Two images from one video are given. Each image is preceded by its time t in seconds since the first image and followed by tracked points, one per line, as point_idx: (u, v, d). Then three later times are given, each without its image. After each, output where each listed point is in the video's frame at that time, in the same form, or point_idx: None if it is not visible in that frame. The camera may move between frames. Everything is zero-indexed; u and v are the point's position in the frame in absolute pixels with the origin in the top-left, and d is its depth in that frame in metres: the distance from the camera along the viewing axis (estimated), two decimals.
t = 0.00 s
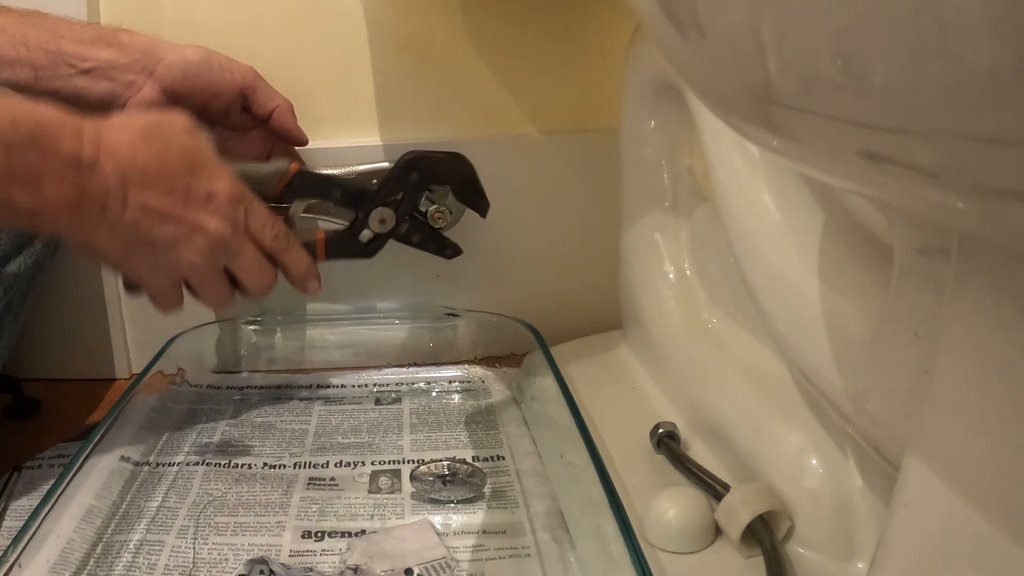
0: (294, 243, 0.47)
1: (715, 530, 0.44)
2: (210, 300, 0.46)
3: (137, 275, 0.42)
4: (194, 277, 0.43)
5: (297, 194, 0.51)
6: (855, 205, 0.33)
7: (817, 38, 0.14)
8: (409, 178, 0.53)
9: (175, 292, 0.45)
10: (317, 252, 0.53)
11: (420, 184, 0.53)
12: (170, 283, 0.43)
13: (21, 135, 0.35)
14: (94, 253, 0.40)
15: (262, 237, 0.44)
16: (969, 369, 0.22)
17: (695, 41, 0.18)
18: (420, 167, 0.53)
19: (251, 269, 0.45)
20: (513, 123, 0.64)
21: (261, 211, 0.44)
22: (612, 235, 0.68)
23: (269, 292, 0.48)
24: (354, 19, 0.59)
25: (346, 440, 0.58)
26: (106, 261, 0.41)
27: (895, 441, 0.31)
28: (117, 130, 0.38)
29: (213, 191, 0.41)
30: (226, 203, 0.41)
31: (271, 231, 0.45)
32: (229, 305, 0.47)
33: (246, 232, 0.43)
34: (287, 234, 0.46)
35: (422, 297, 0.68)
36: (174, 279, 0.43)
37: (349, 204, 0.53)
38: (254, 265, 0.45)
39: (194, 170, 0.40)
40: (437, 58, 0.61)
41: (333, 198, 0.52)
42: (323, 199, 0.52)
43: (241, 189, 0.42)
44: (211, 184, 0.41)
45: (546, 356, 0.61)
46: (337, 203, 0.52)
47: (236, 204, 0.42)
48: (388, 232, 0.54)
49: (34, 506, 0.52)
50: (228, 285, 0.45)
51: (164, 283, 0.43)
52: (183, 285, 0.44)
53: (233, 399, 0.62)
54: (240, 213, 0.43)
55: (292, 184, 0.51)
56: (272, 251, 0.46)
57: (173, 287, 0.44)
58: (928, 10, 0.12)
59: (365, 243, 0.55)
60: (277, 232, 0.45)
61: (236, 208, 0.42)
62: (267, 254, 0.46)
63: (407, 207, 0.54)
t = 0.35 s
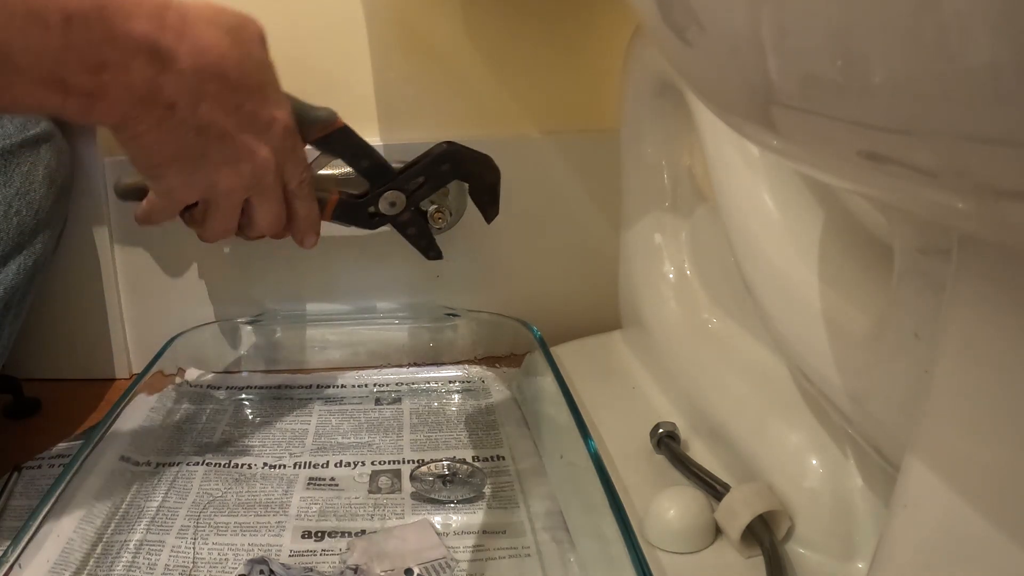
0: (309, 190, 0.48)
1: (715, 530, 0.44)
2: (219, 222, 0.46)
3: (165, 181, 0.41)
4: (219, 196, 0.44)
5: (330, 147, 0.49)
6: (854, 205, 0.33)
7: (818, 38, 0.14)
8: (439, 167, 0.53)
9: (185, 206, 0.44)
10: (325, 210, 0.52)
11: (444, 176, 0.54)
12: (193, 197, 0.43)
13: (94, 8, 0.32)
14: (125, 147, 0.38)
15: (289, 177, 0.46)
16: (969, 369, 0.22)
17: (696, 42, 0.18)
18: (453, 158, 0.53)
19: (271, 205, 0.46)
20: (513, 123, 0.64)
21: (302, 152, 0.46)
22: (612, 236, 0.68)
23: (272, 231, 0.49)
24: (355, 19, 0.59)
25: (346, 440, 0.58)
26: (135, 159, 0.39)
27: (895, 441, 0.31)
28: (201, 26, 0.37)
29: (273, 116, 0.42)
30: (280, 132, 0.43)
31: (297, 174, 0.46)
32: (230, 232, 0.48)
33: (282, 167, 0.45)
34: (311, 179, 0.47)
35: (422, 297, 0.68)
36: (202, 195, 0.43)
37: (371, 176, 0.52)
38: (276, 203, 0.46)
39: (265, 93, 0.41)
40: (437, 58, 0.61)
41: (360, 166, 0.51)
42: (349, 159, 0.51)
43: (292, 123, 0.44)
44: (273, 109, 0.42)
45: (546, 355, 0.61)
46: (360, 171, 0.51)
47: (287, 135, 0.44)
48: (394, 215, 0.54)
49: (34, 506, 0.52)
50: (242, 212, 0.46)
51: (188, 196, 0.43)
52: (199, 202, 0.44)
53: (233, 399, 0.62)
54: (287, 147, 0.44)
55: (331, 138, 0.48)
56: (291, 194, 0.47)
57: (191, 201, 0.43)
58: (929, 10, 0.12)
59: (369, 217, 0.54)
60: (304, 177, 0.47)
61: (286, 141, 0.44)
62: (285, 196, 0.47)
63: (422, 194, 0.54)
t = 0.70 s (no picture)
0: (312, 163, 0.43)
1: (715, 530, 0.44)
2: (220, 185, 0.38)
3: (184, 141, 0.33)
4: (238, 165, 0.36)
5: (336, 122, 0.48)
6: (854, 205, 0.33)
7: (817, 38, 0.14)
8: (439, 154, 0.53)
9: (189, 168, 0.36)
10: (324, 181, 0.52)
11: (444, 162, 0.54)
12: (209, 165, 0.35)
13: None
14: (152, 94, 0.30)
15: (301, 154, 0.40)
16: (969, 369, 0.22)
17: (695, 42, 0.18)
18: (454, 146, 0.53)
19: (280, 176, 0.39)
20: (513, 123, 0.64)
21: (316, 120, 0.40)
22: (612, 235, 0.68)
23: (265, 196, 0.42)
24: (355, 20, 0.59)
25: (346, 440, 0.58)
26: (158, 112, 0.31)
27: (895, 442, 0.31)
28: None
29: (306, 79, 0.35)
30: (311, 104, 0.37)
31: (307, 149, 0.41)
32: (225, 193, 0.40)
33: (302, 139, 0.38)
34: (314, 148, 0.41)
35: (421, 297, 0.69)
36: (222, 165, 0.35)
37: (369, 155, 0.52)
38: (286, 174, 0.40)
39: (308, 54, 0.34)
40: (437, 58, 0.61)
41: (360, 144, 0.51)
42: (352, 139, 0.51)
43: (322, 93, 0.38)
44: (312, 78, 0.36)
45: (546, 355, 0.61)
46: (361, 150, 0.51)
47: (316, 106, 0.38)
48: (386, 195, 0.54)
49: (34, 506, 0.52)
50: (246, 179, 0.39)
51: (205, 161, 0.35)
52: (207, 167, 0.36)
53: (233, 399, 0.62)
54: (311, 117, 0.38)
55: (339, 112, 0.47)
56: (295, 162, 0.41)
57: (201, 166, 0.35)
58: (928, 10, 0.12)
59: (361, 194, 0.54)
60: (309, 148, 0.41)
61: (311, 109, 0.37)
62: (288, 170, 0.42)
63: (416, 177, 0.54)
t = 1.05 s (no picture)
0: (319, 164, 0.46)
1: (715, 530, 0.44)
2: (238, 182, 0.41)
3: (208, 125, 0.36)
4: (256, 156, 0.39)
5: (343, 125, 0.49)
6: (855, 206, 0.33)
7: (818, 39, 0.14)
8: (434, 167, 0.55)
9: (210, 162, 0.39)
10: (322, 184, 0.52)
11: (438, 175, 0.56)
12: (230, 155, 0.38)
13: None
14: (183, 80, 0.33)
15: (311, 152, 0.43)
16: (969, 368, 0.22)
17: (695, 42, 0.18)
18: (448, 159, 0.56)
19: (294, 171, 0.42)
20: (513, 123, 0.64)
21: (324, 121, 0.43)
22: (612, 236, 0.68)
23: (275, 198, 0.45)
24: (355, 20, 0.59)
25: (346, 440, 0.58)
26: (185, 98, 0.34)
27: (895, 442, 0.31)
28: None
29: (314, 73, 0.39)
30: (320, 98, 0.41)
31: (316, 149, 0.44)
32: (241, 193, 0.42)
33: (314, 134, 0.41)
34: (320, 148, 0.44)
35: (422, 297, 0.68)
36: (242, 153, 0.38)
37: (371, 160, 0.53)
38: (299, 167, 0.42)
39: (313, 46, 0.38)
40: (437, 58, 0.61)
41: (364, 149, 0.52)
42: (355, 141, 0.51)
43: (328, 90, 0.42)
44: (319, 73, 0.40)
45: (547, 355, 0.61)
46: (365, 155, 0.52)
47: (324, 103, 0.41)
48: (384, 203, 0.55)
49: (34, 506, 0.52)
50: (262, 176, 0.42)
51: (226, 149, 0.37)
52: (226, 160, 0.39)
53: (233, 400, 0.63)
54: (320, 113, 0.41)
55: (344, 116, 0.49)
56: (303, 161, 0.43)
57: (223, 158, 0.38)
58: (928, 10, 0.12)
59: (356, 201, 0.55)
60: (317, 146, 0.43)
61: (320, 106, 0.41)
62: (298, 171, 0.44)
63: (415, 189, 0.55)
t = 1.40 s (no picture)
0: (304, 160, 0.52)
1: (715, 530, 0.44)
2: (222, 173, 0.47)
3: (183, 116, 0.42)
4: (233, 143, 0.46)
5: (320, 129, 0.53)
6: (855, 206, 0.33)
7: (817, 38, 0.14)
8: (419, 151, 0.57)
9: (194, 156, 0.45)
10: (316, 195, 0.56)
11: (425, 159, 0.57)
12: (208, 144, 0.45)
13: None
14: (155, 79, 0.39)
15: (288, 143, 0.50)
16: (968, 368, 0.22)
17: (695, 42, 0.18)
18: (433, 145, 0.57)
19: (273, 160, 0.49)
20: (513, 123, 0.64)
21: (293, 116, 0.50)
22: (612, 236, 0.68)
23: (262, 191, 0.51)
24: (356, 20, 0.59)
25: (346, 440, 0.58)
26: (163, 97, 0.41)
27: (895, 442, 0.31)
28: None
29: (267, 62, 0.46)
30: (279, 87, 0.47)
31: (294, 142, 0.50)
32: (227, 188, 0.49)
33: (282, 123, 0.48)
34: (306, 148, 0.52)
35: (422, 297, 0.68)
36: (219, 142, 0.45)
37: (356, 161, 0.55)
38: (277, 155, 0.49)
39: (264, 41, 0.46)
40: (437, 58, 0.61)
41: (347, 150, 0.55)
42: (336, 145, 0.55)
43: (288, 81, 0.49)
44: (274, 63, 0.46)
45: (547, 355, 0.61)
46: (349, 155, 0.55)
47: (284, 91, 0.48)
48: (381, 201, 0.57)
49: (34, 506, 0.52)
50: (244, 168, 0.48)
51: (204, 138, 0.44)
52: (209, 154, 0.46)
53: (233, 399, 0.63)
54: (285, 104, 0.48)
55: (319, 117, 0.53)
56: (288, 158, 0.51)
57: (204, 150, 0.45)
58: (929, 9, 0.12)
59: (358, 206, 0.57)
60: (299, 144, 0.51)
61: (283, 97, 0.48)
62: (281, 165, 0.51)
63: (406, 184, 0.57)
